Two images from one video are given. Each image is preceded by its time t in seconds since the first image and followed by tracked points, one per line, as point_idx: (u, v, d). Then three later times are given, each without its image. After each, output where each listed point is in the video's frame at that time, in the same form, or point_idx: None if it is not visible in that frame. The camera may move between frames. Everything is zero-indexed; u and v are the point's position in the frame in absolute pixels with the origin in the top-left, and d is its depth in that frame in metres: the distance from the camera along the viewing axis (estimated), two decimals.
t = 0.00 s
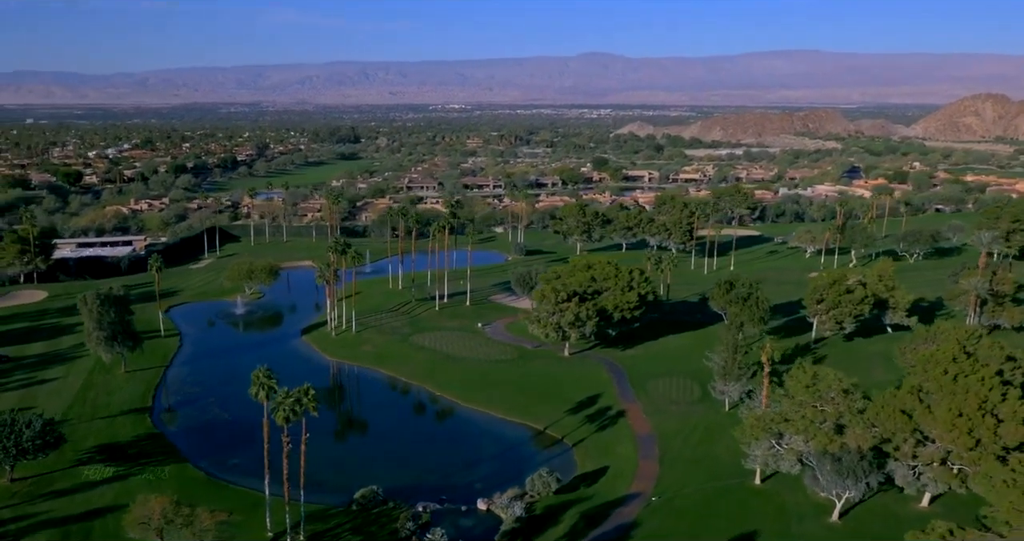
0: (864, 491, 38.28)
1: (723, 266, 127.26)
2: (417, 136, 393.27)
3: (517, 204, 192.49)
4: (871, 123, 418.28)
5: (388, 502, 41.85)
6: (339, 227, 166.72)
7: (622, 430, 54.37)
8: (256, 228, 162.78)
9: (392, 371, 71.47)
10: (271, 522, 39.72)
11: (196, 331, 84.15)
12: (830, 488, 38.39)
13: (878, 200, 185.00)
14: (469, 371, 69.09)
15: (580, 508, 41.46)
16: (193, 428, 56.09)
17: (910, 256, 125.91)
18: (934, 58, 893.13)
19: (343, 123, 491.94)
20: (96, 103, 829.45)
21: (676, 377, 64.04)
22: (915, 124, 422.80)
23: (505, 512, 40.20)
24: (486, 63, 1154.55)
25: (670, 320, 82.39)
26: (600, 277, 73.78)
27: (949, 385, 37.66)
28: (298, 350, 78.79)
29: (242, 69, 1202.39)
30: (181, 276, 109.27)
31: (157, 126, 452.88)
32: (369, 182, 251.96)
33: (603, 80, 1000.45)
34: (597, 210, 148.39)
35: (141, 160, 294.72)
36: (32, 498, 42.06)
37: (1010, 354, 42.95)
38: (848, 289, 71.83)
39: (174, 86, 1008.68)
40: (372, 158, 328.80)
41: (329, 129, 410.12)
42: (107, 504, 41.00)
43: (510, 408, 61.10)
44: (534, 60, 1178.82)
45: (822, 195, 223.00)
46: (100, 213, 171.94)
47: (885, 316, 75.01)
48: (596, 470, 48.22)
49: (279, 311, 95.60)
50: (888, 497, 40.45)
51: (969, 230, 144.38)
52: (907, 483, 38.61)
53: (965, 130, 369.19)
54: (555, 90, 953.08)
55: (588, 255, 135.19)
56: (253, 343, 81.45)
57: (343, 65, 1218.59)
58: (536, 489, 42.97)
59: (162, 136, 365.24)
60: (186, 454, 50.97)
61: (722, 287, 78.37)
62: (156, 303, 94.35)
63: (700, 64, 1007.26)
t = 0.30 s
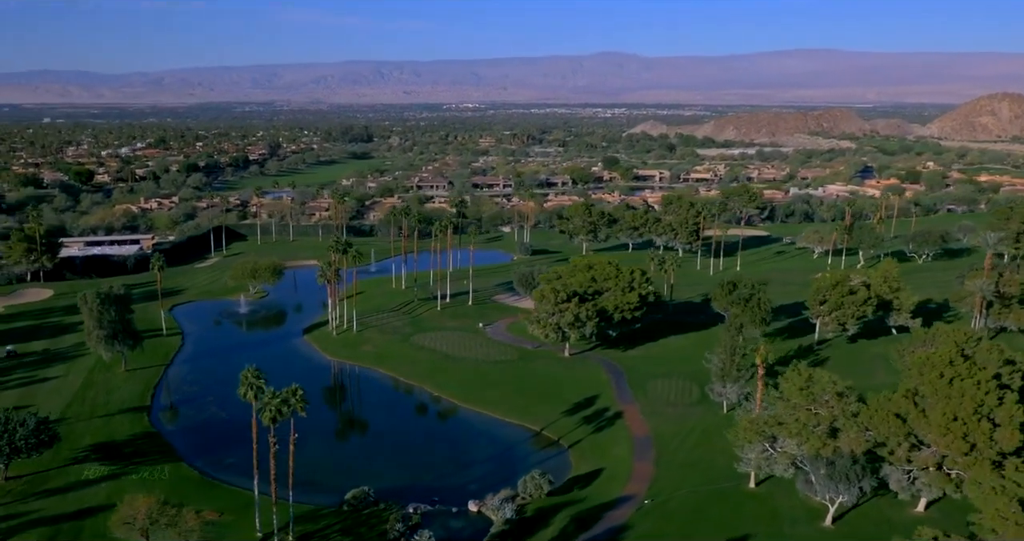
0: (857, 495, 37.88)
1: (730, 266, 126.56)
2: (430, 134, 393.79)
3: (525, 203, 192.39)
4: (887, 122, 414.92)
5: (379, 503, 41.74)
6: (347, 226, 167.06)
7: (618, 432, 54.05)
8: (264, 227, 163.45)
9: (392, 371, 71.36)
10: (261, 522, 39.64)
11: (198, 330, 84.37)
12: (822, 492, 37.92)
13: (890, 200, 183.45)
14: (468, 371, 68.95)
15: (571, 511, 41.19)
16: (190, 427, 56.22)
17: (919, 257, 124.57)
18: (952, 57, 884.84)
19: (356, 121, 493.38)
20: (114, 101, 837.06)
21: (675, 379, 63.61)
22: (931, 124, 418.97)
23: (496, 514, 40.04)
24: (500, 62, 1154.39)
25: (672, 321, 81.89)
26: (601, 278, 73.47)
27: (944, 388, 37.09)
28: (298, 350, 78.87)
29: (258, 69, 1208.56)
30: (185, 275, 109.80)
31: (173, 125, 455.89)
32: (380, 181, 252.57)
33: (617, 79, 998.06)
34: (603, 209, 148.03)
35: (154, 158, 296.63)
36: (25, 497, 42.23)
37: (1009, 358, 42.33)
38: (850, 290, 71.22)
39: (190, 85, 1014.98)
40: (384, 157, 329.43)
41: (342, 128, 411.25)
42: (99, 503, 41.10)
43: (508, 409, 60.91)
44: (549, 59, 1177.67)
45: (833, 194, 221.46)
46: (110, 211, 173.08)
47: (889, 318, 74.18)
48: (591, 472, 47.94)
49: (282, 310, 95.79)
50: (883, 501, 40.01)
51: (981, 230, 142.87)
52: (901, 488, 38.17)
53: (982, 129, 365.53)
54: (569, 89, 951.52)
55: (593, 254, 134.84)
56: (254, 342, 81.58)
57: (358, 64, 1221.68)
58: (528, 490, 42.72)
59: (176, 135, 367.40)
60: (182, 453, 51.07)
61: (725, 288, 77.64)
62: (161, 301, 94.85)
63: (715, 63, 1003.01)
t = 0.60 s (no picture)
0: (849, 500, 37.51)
1: (736, 267, 125.79)
2: (443, 134, 394.22)
3: (533, 203, 192.13)
4: (902, 122, 411.37)
5: (369, 504, 41.66)
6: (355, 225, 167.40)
7: (614, 434, 53.82)
8: (272, 226, 164.11)
9: (391, 371, 71.35)
10: (250, 522, 39.62)
11: (201, 329, 84.70)
12: (814, 496, 37.48)
13: (901, 201, 181.86)
14: (467, 371, 68.77)
15: (561, 513, 41.00)
16: (188, 426, 56.44)
17: (928, 258, 123.17)
18: (970, 56, 876.32)
19: (370, 121, 494.50)
20: (132, 101, 845.54)
21: (673, 380, 63.22)
22: (947, 123, 415.08)
23: (486, 516, 40.00)
24: (514, 61, 1153.79)
25: (674, 321, 81.43)
26: (601, 278, 73.23)
27: (939, 391, 36.58)
28: (299, 350, 79.03)
29: (274, 69, 1214.97)
30: (190, 274, 110.33)
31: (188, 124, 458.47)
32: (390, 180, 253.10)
33: (632, 78, 995.52)
34: (609, 209, 147.57)
35: (167, 157, 298.64)
36: (18, 495, 42.37)
37: (1006, 362, 41.65)
38: (853, 291, 70.51)
39: (205, 85, 1020.78)
40: (396, 157, 329.86)
41: (355, 128, 412.22)
42: (90, 503, 41.16)
43: (505, 410, 60.68)
44: (563, 58, 1176.24)
45: (844, 195, 219.95)
46: (120, 210, 174.27)
47: (893, 319, 73.28)
48: (584, 475, 47.74)
49: (285, 310, 96.02)
50: (877, 505, 39.51)
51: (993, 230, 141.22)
52: (895, 493, 37.74)
53: (998, 129, 361.74)
54: (583, 89, 949.71)
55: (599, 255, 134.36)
56: (256, 341, 81.85)
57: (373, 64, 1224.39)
58: (519, 492, 42.55)
59: (190, 134, 369.61)
60: (177, 452, 51.17)
61: (727, 288, 76.98)
62: (165, 300, 95.49)
63: (730, 63, 998.31)
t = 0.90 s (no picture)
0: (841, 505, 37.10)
1: (742, 268, 125.04)
2: (456, 133, 394.52)
3: (542, 203, 191.79)
4: (919, 122, 407.64)
5: (360, 504, 41.61)
6: (363, 224, 167.72)
7: (610, 436, 53.56)
8: (281, 225, 164.76)
9: (390, 371, 71.31)
10: (241, 522, 39.63)
11: (205, 328, 84.98)
12: (805, 500, 37.11)
13: (913, 201, 180.11)
14: (467, 372, 68.62)
15: (551, 516, 40.83)
16: (185, 425, 56.63)
17: (937, 259, 121.82)
18: (990, 54, 866.59)
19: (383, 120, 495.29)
20: (151, 101, 852.15)
21: (672, 382, 62.87)
22: (964, 123, 410.88)
23: (476, 517, 39.87)
24: (529, 61, 1153.05)
25: (677, 322, 80.91)
26: (601, 279, 72.99)
27: (932, 395, 36.17)
28: (301, 349, 79.14)
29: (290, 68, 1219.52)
30: (196, 272, 110.89)
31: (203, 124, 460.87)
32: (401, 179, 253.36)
33: (647, 78, 992.26)
34: (615, 209, 147.07)
35: (180, 157, 300.41)
36: (12, 493, 42.62)
37: (1003, 366, 41.06)
38: (855, 293, 69.83)
39: (221, 84, 1025.91)
40: (408, 156, 330.36)
41: (369, 127, 413.20)
42: (83, 501, 41.31)
43: (502, 411, 60.50)
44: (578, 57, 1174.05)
45: (856, 195, 218.22)
46: (129, 209, 175.38)
47: (897, 322, 72.56)
48: (577, 477, 47.50)
49: (289, 309, 96.38)
50: (871, 510, 39.06)
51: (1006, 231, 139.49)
52: (887, 497, 37.26)
53: (1016, 129, 357.61)
54: (598, 89, 947.69)
55: (604, 255, 133.86)
56: (259, 340, 82.05)
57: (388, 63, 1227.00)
58: (510, 494, 42.40)
59: (204, 133, 371.67)
60: (173, 452, 51.34)
61: (729, 289, 76.37)
62: (170, 299, 96.11)
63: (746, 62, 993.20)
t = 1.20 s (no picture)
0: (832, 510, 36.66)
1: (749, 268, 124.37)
2: (472, 133, 395.00)
3: (553, 203, 191.71)
4: (939, 122, 403.21)
5: (350, 504, 41.61)
6: (373, 223, 168.19)
7: (605, 438, 53.37)
8: (291, 224, 165.44)
9: (391, 370, 71.38)
10: (230, 521, 39.67)
11: (209, 327, 85.28)
12: (794, 504, 36.65)
13: (929, 202, 178.14)
14: (466, 371, 68.55)
15: (540, 519, 40.60)
16: (184, 423, 56.90)
17: (948, 261, 120.35)
18: (1014, 52, 855.34)
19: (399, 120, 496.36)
20: (171, 101, 859.45)
21: (671, 383, 62.52)
22: (985, 123, 406.05)
23: (464, 519, 39.74)
24: (547, 60, 1151.97)
25: (680, 323, 80.31)
26: (603, 280, 72.75)
27: (924, 400, 35.68)
28: (303, 348, 79.41)
29: (308, 67, 1224.97)
30: (204, 271, 111.52)
31: (221, 123, 464.12)
32: (414, 179, 253.77)
33: (665, 77, 988.88)
34: (623, 209, 146.55)
35: (196, 156, 302.45)
36: (6, 490, 42.93)
37: (999, 369, 40.47)
38: (859, 295, 69.08)
39: (240, 84, 1031.92)
40: (422, 155, 331.03)
41: (385, 126, 414.29)
42: (74, 500, 41.54)
43: (500, 410, 60.41)
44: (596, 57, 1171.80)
45: (871, 195, 216.34)
46: (142, 208, 176.71)
47: (902, 323, 71.68)
48: (571, 479, 47.23)
49: (294, 307, 96.87)
50: (863, 515, 38.62)
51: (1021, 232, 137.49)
52: (879, 503, 36.67)
53: None
54: (615, 88, 944.97)
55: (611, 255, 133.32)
56: (262, 339, 82.35)
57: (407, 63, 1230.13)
58: (500, 495, 42.25)
59: (221, 133, 374.15)
60: (169, 450, 51.57)
61: (732, 289, 75.72)
62: (176, 298, 96.65)
63: (765, 61, 987.25)
